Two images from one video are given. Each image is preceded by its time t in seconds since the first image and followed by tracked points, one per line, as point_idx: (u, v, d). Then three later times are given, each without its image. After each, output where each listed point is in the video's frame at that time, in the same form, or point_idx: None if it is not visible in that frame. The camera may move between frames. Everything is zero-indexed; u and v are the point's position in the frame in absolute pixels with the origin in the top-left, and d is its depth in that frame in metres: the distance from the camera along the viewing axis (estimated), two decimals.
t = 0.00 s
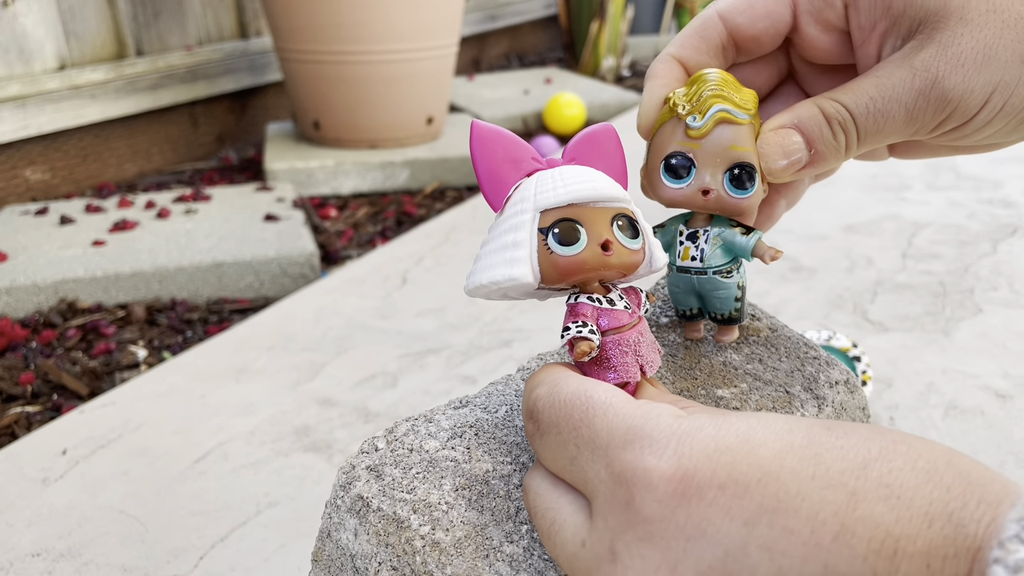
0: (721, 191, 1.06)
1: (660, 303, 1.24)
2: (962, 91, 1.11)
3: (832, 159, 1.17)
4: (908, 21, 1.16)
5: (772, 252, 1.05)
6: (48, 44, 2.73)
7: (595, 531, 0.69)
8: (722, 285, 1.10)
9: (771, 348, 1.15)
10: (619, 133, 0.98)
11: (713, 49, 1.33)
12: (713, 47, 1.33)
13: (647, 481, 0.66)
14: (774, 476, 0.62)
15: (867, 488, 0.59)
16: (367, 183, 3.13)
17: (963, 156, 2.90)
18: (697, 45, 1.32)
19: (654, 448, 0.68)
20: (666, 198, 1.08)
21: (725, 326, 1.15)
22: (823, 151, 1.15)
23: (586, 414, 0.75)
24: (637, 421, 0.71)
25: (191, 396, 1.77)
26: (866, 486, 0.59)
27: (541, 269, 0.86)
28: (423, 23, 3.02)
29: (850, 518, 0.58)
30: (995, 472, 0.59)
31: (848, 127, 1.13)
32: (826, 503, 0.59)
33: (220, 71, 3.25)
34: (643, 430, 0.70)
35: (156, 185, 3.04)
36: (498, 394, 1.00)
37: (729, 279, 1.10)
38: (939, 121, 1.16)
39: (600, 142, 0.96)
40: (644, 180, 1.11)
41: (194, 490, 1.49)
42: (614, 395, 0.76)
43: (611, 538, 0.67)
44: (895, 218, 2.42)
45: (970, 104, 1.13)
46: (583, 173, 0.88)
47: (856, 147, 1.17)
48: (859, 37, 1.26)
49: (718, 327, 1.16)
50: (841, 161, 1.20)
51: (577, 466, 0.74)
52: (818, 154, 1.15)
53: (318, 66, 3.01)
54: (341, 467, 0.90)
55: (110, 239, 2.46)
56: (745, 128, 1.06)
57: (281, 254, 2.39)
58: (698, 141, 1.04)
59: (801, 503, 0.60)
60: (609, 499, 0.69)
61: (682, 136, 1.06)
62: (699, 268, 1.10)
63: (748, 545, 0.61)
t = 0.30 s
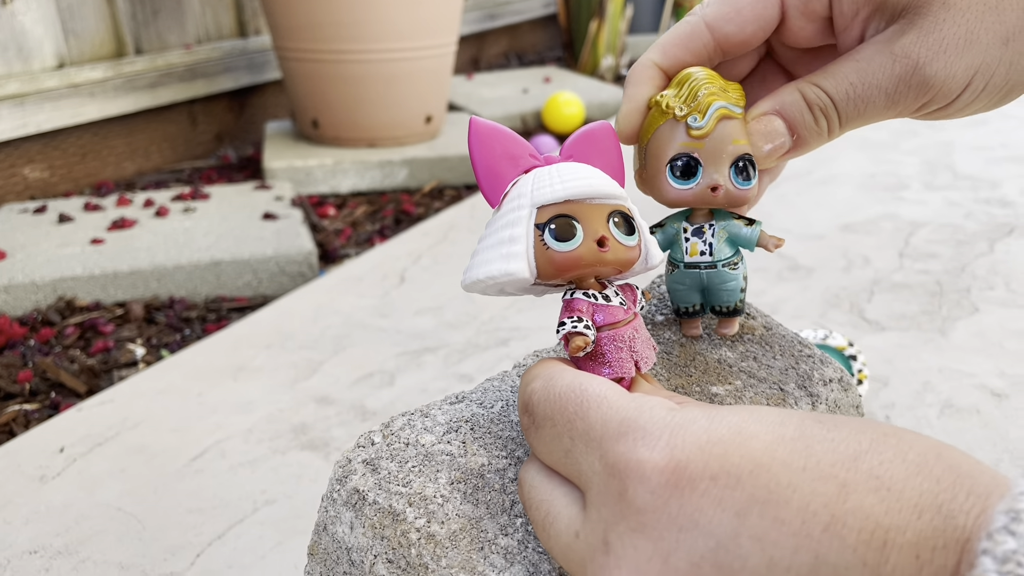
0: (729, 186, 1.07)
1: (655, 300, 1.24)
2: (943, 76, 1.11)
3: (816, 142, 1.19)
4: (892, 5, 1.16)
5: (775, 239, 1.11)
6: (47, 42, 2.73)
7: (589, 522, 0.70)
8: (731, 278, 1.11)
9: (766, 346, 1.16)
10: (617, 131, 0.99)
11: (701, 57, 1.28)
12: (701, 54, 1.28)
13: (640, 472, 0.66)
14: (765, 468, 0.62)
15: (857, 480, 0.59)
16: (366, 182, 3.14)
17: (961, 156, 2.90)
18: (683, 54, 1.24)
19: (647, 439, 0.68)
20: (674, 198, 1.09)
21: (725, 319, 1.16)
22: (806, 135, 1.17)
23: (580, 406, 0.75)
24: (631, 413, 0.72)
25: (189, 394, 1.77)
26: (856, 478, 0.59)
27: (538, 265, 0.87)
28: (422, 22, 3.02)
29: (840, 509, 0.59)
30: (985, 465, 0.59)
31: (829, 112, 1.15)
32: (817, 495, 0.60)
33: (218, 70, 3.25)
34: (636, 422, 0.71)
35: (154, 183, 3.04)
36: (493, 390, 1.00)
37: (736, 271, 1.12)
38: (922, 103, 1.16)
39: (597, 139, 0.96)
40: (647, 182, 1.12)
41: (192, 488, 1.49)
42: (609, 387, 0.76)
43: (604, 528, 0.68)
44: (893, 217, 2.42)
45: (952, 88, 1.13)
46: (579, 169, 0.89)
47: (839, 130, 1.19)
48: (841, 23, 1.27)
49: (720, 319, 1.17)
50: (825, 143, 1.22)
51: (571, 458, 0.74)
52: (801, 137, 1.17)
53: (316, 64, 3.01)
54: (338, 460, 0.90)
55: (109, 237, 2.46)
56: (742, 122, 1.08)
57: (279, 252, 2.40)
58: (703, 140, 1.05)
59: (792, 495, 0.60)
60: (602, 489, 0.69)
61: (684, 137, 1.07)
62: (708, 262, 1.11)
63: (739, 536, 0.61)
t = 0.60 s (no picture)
0: (737, 174, 1.08)
1: (667, 290, 1.24)
2: (949, 63, 1.12)
3: (821, 124, 1.20)
4: None
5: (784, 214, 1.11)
6: (49, 38, 2.72)
7: (610, 509, 0.70)
8: (741, 250, 1.11)
9: (779, 336, 1.16)
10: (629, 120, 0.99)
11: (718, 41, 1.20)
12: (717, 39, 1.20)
13: (662, 458, 0.66)
14: (789, 454, 0.62)
15: (881, 465, 0.59)
16: (368, 178, 3.13)
17: (964, 153, 2.91)
18: (698, 36, 1.15)
19: (670, 426, 0.68)
20: (682, 182, 1.10)
21: (737, 299, 1.15)
22: (814, 118, 1.17)
23: (600, 394, 0.75)
24: (652, 400, 0.72)
25: (194, 387, 1.77)
26: (881, 463, 0.59)
27: (553, 253, 0.86)
28: (424, 19, 3.02)
29: (865, 495, 0.58)
30: (1008, 451, 0.59)
31: (837, 96, 1.15)
32: (842, 480, 0.59)
33: (220, 66, 3.24)
34: (658, 409, 0.70)
35: (157, 179, 3.04)
36: (507, 380, 1.00)
37: (745, 244, 1.12)
38: (926, 88, 1.17)
39: (610, 128, 0.96)
40: (657, 165, 1.12)
41: (199, 481, 1.49)
42: (629, 375, 0.76)
43: (626, 515, 0.68)
44: (896, 214, 2.43)
45: (956, 74, 1.14)
46: (594, 158, 0.88)
47: (844, 113, 1.19)
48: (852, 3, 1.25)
49: (732, 300, 1.16)
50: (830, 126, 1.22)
51: (591, 446, 0.74)
52: (808, 121, 1.17)
53: (319, 61, 3.01)
54: (352, 450, 0.90)
55: (112, 233, 2.46)
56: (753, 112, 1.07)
57: (282, 248, 2.39)
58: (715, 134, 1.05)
59: (816, 480, 0.60)
60: (623, 476, 0.69)
61: (695, 127, 1.06)
62: (719, 232, 1.12)
63: (764, 521, 0.61)
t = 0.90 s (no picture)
0: (727, 169, 1.06)
1: (670, 287, 1.24)
2: (967, 57, 1.12)
3: (837, 124, 1.19)
4: None
5: (782, 224, 1.05)
6: (48, 35, 2.71)
7: (617, 505, 0.69)
8: (731, 259, 1.10)
9: (783, 332, 1.16)
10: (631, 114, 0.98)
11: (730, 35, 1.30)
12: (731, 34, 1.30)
13: (670, 454, 0.66)
14: (797, 450, 0.62)
15: (890, 463, 0.59)
16: (368, 176, 3.13)
17: (964, 151, 2.91)
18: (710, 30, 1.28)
19: (677, 421, 0.68)
20: (675, 179, 1.09)
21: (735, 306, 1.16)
22: (830, 117, 1.16)
23: (606, 389, 0.75)
24: (659, 395, 0.71)
25: (194, 384, 1.77)
26: (890, 460, 0.59)
27: (556, 248, 0.86)
28: (424, 17, 3.02)
29: (874, 492, 0.58)
30: (1017, 447, 0.59)
31: (854, 93, 1.14)
32: (851, 477, 0.59)
33: (219, 64, 3.24)
34: (665, 404, 0.70)
35: (156, 177, 3.03)
36: (509, 376, 1.00)
37: (738, 252, 1.10)
38: (943, 84, 1.17)
39: (612, 123, 0.96)
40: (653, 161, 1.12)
41: (199, 478, 1.48)
42: (635, 370, 0.76)
43: (633, 512, 0.67)
44: (896, 212, 2.42)
45: (975, 69, 1.14)
46: (597, 153, 0.88)
47: (860, 113, 1.18)
48: None
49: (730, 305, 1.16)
50: (846, 125, 1.21)
51: (597, 441, 0.74)
52: (824, 119, 1.16)
53: (318, 59, 3.00)
54: (355, 446, 0.90)
55: (111, 230, 2.45)
56: (747, 104, 1.05)
57: (282, 245, 2.39)
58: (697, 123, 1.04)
59: (825, 477, 0.60)
60: (630, 472, 0.69)
61: (684, 118, 1.06)
62: (708, 240, 1.10)
63: (772, 518, 0.60)
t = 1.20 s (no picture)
0: (760, 171, 1.05)
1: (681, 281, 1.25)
2: (985, 49, 1.12)
3: (853, 122, 1.18)
4: None
5: (809, 229, 1.08)
6: (49, 32, 2.70)
7: (634, 494, 0.69)
8: (758, 266, 1.10)
9: (794, 326, 1.17)
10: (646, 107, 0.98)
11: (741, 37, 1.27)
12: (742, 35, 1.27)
13: (689, 442, 0.66)
14: (817, 438, 0.62)
15: (911, 451, 0.59)
16: (369, 173, 3.12)
17: (965, 150, 2.91)
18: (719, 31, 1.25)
19: (696, 409, 0.68)
20: (703, 183, 1.07)
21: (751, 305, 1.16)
22: (845, 115, 1.15)
23: (623, 378, 0.75)
24: (677, 384, 0.71)
25: (197, 380, 1.76)
26: (910, 449, 0.59)
27: (572, 240, 0.86)
28: (425, 15, 3.01)
29: (895, 480, 0.58)
30: None
31: (870, 90, 1.14)
32: (871, 465, 0.59)
33: (220, 61, 3.23)
34: (683, 393, 0.70)
35: (157, 175, 3.03)
36: (521, 369, 1.00)
37: (764, 259, 1.10)
38: (961, 79, 1.17)
39: (628, 115, 0.96)
40: (676, 166, 1.10)
41: (205, 474, 1.48)
42: (651, 360, 0.76)
43: (651, 500, 0.67)
44: (899, 210, 2.43)
45: (992, 62, 1.15)
46: (613, 145, 0.88)
47: (876, 110, 1.18)
48: None
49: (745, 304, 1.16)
50: (861, 124, 1.21)
51: (614, 430, 0.74)
52: (840, 118, 1.15)
53: (319, 56, 2.99)
54: (367, 438, 0.89)
55: (113, 227, 2.45)
56: (775, 104, 1.05)
57: (284, 242, 2.38)
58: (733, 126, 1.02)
59: (845, 465, 0.60)
60: (648, 461, 0.69)
61: (714, 121, 1.04)
62: (735, 249, 1.10)
63: (791, 506, 0.60)
